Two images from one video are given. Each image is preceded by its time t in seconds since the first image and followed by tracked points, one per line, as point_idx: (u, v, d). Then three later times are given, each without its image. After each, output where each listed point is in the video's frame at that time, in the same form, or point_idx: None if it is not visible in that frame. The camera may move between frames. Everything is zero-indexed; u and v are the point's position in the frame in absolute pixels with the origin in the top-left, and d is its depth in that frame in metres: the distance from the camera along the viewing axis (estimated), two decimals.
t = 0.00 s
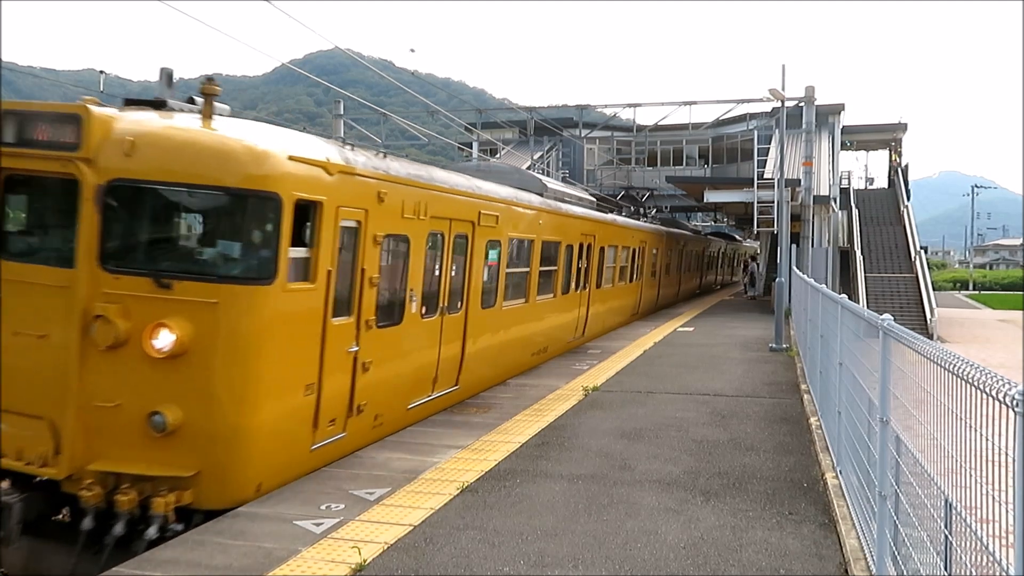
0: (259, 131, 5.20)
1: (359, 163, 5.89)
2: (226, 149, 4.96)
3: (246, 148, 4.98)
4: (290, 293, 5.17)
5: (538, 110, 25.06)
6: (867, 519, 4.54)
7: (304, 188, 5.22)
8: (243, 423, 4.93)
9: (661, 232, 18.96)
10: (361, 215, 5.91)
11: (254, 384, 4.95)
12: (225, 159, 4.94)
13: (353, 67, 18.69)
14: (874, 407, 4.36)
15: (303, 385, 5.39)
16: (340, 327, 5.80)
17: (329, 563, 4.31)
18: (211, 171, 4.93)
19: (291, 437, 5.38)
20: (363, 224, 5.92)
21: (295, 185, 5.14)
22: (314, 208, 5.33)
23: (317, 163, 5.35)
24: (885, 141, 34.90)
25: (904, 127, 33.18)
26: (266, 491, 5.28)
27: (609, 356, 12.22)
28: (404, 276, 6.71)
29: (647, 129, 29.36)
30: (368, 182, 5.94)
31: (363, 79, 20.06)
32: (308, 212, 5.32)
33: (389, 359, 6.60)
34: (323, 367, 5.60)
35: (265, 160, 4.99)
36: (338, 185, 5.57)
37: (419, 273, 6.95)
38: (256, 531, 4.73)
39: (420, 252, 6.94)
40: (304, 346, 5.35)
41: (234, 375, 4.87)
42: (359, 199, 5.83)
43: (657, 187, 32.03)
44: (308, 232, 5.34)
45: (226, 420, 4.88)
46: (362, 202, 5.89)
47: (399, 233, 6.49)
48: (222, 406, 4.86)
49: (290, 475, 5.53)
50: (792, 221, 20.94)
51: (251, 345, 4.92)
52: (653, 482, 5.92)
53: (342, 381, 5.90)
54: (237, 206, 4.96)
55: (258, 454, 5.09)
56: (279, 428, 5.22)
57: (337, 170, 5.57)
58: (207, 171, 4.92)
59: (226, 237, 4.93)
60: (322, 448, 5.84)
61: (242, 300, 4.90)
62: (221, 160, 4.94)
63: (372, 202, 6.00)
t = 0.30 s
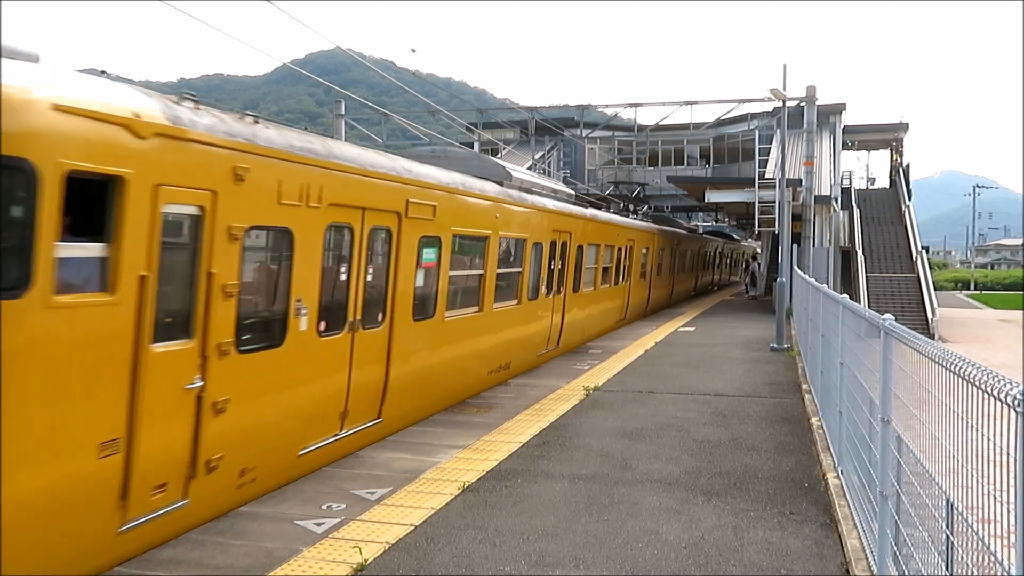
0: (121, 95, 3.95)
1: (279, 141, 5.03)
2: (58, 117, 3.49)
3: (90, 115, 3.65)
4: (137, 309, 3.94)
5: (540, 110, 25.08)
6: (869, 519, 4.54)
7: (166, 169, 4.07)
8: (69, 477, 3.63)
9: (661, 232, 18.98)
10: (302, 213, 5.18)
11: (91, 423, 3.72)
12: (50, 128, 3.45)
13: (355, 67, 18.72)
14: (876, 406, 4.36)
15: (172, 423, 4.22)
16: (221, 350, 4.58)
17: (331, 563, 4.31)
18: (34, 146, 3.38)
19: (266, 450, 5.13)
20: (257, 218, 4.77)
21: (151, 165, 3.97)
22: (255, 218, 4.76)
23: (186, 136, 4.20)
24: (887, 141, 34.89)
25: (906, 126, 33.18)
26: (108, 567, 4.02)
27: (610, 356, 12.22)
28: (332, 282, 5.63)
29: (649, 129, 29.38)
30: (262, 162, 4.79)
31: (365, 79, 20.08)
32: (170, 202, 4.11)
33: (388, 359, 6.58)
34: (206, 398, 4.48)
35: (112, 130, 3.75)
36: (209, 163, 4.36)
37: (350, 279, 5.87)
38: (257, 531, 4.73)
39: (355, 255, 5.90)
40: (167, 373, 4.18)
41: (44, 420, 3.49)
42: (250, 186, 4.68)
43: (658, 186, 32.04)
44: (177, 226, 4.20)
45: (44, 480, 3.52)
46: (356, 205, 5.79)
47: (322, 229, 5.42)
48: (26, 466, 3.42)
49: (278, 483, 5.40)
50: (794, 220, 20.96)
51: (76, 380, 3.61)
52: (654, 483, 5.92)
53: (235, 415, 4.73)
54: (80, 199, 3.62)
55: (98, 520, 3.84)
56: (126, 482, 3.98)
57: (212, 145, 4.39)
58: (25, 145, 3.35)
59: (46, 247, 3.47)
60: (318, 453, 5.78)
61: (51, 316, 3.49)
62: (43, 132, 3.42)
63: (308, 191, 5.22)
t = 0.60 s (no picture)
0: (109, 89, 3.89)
1: (280, 140, 5.01)
2: (37, 113, 3.40)
3: (71, 109, 3.57)
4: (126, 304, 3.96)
5: (541, 110, 25.08)
6: (869, 519, 4.53)
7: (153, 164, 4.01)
8: (39, 481, 3.52)
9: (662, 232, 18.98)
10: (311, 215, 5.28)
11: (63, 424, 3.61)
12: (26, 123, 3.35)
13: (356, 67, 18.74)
14: (877, 406, 4.36)
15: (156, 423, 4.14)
16: (209, 350, 4.50)
17: (331, 563, 4.31)
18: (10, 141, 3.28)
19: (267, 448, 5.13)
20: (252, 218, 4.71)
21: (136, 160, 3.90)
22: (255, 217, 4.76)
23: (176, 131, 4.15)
24: (888, 141, 34.87)
25: (907, 126, 33.16)
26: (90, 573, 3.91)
27: (611, 356, 12.21)
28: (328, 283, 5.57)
29: (649, 129, 29.38)
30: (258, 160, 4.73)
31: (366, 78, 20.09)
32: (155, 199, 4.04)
33: (388, 360, 6.57)
34: (194, 399, 4.40)
35: (94, 123, 3.68)
36: (204, 159, 4.32)
37: (347, 282, 5.82)
38: (258, 530, 4.74)
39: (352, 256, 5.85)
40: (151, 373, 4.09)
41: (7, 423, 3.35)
42: (244, 182, 4.62)
43: (658, 186, 32.03)
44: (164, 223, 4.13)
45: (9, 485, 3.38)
46: (359, 205, 5.82)
47: (321, 229, 5.39)
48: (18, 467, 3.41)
49: (279, 481, 5.41)
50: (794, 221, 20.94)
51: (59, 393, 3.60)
52: (654, 482, 5.92)
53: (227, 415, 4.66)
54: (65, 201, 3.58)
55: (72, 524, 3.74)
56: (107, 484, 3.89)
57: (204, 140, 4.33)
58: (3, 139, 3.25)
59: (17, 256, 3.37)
60: (319, 453, 5.78)
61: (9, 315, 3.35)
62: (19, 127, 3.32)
63: (309, 190, 5.22)
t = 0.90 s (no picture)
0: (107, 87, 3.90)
1: (279, 138, 5.02)
2: (38, 113, 3.43)
3: (71, 108, 3.59)
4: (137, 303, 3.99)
5: (543, 109, 25.07)
6: (872, 519, 4.53)
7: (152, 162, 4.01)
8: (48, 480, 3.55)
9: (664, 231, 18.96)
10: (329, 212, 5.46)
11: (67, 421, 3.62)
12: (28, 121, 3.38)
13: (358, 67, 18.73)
14: (879, 406, 4.36)
15: (156, 422, 4.14)
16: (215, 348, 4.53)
17: (333, 562, 4.31)
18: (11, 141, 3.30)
19: (268, 448, 5.13)
20: (264, 216, 4.82)
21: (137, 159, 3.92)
22: (256, 216, 4.76)
23: (175, 129, 4.16)
24: (890, 140, 34.82)
25: (909, 125, 33.12)
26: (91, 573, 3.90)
27: (613, 356, 12.19)
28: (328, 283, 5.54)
29: (651, 129, 29.36)
30: (255, 160, 4.74)
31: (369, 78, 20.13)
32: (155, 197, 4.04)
33: (388, 360, 6.56)
34: (200, 398, 4.44)
35: (94, 121, 3.69)
36: (209, 160, 4.35)
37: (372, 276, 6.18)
38: (260, 529, 4.74)
39: (352, 253, 5.80)
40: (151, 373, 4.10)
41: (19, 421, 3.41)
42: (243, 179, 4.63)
43: (661, 186, 32.02)
44: (164, 222, 4.13)
45: (10, 483, 3.40)
46: (360, 204, 5.83)
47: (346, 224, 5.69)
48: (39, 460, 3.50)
49: (280, 482, 5.39)
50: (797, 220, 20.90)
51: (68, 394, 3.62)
52: (657, 482, 5.91)
53: (227, 414, 4.66)
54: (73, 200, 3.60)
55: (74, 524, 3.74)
56: (110, 484, 3.89)
57: (202, 138, 4.34)
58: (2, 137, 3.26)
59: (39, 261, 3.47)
60: (320, 453, 5.77)
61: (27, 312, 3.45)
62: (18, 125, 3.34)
63: (329, 190, 5.44)
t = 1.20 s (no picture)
0: (107, 85, 3.86)
1: (284, 137, 5.02)
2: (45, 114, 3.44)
3: (74, 107, 3.56)
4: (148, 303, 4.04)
5: (546, 109, 25.06)
6: (876, 519, 4.52)
7: (156, 162, 3.98)
8: (58, 479, 3.56)
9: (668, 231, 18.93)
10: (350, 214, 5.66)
11: (70, 425, 3.60)
12: (31, 121, 3.35)
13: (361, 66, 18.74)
14: (884, 406, 4.35)
15: (159, 424, 4.12)
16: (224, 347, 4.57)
17: (336, 562, 4.32)
18: (12, 144, 3.27)
19: (271, 449, 5.11)
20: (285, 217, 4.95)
21: (140, 157, 3.88)
22: (261, 215, 4.74)
23: (177, 128, 4.11)
24: (894, 140, 34.75)
25: (913, 125, 33.05)
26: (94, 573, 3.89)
27: (617, 356, 12.18)
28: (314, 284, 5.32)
29: (655, 129, 29.35)
30: (258, 159, 4.69)
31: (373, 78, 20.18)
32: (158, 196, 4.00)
33: (390, 360, 6.54)
34: (209, 397, 4.46)
35: (96, 120, 3.66)
36: (219, 160, 4.38)
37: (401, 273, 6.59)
38: (264, 529, 4.75)
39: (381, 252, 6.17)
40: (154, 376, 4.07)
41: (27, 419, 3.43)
42: (247, 179, 4.60)
43: (664, 185, 32.01)
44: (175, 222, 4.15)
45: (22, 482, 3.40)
46: (366, 205, 5.86)
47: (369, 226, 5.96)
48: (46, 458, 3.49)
49: (284, 482, 5.40)
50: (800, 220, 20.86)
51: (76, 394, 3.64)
52: (660, 482, 5.91)
53: (231, 416, 4.63)
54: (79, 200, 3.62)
55: (77, 526, 3.72)
56: (114, 486, 3.86)
57: (205, 137, 4.30)
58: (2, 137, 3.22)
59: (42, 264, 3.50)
60: (323, 453, 5.77)
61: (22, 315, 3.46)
62: (22, 125, 3.31)
63: (355, 193, 5.71)
